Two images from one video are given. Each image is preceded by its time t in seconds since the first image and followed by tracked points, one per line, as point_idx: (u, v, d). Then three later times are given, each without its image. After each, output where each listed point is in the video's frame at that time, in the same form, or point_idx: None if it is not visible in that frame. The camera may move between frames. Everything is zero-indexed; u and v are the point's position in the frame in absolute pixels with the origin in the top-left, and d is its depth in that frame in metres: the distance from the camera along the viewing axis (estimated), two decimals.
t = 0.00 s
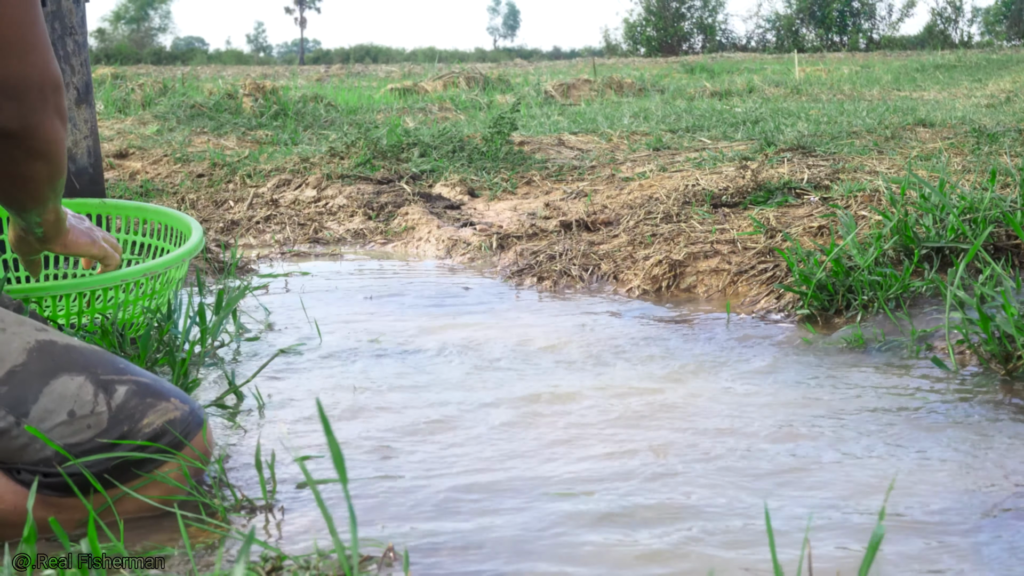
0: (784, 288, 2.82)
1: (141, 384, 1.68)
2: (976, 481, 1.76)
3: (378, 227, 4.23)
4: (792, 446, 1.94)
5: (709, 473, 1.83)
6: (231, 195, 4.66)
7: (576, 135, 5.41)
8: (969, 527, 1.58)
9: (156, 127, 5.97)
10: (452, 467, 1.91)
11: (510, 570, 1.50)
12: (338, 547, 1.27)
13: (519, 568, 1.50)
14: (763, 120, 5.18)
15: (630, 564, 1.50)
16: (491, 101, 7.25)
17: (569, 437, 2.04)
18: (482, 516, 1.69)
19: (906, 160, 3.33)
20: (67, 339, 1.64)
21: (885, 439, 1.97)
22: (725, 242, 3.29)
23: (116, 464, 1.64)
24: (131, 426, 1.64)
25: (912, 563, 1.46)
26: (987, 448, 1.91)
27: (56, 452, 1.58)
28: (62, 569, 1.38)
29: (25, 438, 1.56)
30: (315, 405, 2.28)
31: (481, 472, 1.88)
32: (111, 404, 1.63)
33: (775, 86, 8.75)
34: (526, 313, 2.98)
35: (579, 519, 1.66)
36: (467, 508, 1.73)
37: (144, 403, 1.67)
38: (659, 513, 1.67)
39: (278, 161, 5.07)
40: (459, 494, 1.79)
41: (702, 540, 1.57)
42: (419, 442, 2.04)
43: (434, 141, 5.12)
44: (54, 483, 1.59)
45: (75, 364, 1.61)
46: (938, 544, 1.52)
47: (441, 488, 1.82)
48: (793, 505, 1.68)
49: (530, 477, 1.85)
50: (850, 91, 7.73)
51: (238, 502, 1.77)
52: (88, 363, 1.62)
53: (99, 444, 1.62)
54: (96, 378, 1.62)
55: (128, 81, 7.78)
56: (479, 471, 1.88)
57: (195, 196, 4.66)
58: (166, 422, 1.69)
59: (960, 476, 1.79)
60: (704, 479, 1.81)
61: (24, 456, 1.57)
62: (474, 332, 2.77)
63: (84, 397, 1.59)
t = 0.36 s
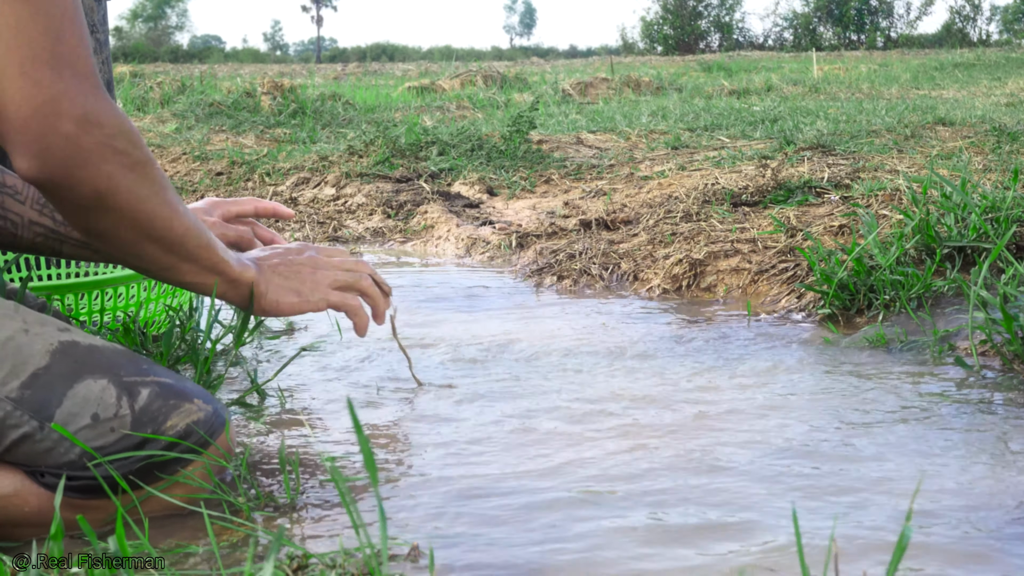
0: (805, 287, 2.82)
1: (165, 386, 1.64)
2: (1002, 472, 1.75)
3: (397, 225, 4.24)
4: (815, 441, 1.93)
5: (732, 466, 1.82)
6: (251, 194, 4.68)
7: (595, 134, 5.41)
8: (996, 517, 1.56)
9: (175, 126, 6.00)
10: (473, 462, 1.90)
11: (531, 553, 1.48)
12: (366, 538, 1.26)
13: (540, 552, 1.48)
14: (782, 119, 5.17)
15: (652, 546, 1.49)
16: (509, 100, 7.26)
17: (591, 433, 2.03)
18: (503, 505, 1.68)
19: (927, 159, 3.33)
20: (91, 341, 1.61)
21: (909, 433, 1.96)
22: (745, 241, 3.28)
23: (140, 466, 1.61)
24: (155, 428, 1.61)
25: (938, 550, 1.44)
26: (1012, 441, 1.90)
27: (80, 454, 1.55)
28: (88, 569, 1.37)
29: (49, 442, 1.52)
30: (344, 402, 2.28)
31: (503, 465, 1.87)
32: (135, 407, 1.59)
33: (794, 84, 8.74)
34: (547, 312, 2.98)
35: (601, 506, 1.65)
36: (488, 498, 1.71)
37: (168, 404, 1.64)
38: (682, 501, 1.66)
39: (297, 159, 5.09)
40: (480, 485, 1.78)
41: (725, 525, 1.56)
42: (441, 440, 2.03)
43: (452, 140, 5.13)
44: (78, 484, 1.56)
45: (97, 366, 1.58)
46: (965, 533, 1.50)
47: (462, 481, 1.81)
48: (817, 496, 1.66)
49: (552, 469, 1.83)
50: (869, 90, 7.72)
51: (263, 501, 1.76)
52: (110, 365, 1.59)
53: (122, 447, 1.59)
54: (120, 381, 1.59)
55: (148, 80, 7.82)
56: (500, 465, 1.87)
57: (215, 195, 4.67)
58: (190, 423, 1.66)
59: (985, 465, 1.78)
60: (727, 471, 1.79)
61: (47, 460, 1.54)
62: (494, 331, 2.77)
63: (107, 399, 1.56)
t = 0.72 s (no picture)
0: (815, 288, 2.82)
1: (183, 389, 1.63)
2: (1012, 472, 1.74)
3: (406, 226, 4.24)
4: (822, 442, 1.92)
5: (740, 467, 1.81)
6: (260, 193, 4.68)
7: (604, 135, 5.41)
8: (1006, 518, 1.55)
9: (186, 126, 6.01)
10: (479, 462, 1.89)
11: (538, 553, 1.48)
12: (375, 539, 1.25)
13: (546, 552, 1.48)
14: (792, 120, 5.17)
15: (659, 546, 1.48)
16: (519, 100, 7.27)
17: (599, 434, 2.03)
18: (509, 505, 1.68)
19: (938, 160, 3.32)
20: (113, 339, 1.59)
21: (919, 434, 1.95)
22: (755, 242, 3.28)
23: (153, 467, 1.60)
24: (171, 431, 1.59)
25: (947, 551, 1.43)
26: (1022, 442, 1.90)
27: (93, 451, 1.55)
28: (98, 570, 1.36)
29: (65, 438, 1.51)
30: (355, 403, 2.28)
31: (510, 465, 1.87)
32: (152, 408, 1.58)
33: (804, 85, 8.73)
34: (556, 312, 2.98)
35: (607, 506, 1.64)
36: (495, 498, 1.71)
37: (185, 408, 1.62)
38: (689, 502, 1.65)
39: (306, 159, 5.09)
40: (487, 485, 1.77)
41: (734, 526, 1.55)
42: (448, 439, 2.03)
43: (461, 140, 5.13)
44: (90, 480, 1.56)
45: (117, 366, 1.56)
46: (974, 535, 1.49)
47: (469, 480, 1.80)
48: (826, 498, 1.65)
49: (558, 470, 1.83)
50: (879, 92, 7.70)
51: (272, 499, 1.75)
52: (131, 366, 1.58)
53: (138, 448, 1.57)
54: (139, 382, 1.57)
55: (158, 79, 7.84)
56: (507, 465, 1.87)
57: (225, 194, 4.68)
58: (206, 428, 1.64)
59: (995, 466, 1.77)
60: (734, 472, 1.78)
61: (59, 454, 1.54)
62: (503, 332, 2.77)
63: (125, 399, 1.55)
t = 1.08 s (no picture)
0: (809, 282, 2.82)
1: (191, 387, 1.61)
2: (1005, 467, 1.73)
3: (401, 220, 4.24)
4: (816, 437, 1.92)
5: (732, 461, 1.80)
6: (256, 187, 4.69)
7: (600, 130, 5.41)
8: (998, 513, 1.54)
9: (183, 121, 6.03)
10: (472, 456, 1.88)
11: (528, 547, 1.47)
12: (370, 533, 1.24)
13: (536, 546, 1.47)
14: (787, 115, 5.17)
15: (650, 540, 1.47)
16: (515, 95, 7.29)
17: (592, 428, 2.02)
18: (501, 499, 1.67)
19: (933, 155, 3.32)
20: (130, 328, 1.59)
21: (914, 429, 1.95)
22: (749, 237, 3.28)
23: (150, 459, 1.56)
24: (174, 426, 1.56)
25: (939, 547, 1.43)
26: (1017, 436, 1.89)
27: (97, 435, 1.52)
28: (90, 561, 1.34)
29: (72, 415, 1.51)
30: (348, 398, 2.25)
31: (502, 459, 1.86)
32: (159, 400, 1.56)
33: (800, 80, 8.76)
34: (551, 306, 2.98)
35: (599, 500, 1.64)
36: (487, 492, 1.70)
37: (191, 405, 1.59)
38: (682, 496, 1.65)
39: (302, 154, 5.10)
40: (479, 479, 1.76)
41: (726, 520, 1.54)
42: (440, 433, 2.02)
43: (457, 135, 5.14)
44: (87, 467, 1.54)
45: (132, 352, 1.55)
46: (966, 530, 1.48)
47: (461, 474, 1.79)
48: (820, 493, 1.64)
49: (550, 464, 1.82)
50: (875, 87, 7.72)
51: (266, 493, 1.70)
52: (144, 354, 1.56)
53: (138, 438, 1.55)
54: (150, 371, 1.56)
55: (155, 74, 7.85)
56: (500, 459, 1.86)
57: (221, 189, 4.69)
58: (208, 427, 1.61)
59: (989, 460, 1.77)
60: (726, 467, 1.78)
61: (61, 434, 1.52)
62: (497, 327, 2.76)
63: (135, 387, 1.53)
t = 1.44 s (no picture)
0: (805, 280, 2.82)
1: (180, 386, 1.61)
2: (1001, 465, 1.72)
3: (398, 218, 4.24)
4: (812, 435, 1.91)
5: (728, 459, 1.80)
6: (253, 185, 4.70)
7: (597, 127, 5.41)
8: (994, 511, 1.54)
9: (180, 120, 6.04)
10: (468, 455, 1.88)
11: (524, 545, 1.47)
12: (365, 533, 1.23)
13: (532, 545, 1.47)
14: (784, 112, 5.17)
15: (645, 537, 1.47)
16: (512, 92, 7.29)
17: (588, 426, 2.02)
18: (497, 497, 1.66)
19: (930, 152, 3.32)
20: (117, 330, 1.60)
21: (910, 426, 1.95)
22: (746, 234, 3.28)
23: (144, 461, 1.56)
24: (165, 425, 1.56)
25: (935, 545, 1.42)
26: (1012, 433, 1.89)
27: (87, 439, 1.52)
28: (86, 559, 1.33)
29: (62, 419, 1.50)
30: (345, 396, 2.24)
31: (497, 457, 1.86)
32: (149, 401, 1.55)
33: (797, 77, 8.75)
34: (547, 304, 2.98)
35: (594, 499, 1.63)
36: (483, 489, 1.70)
37: (181, 404, 1.59)
38: (677, 493, 1.64)
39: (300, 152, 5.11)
40: (474, 477, 1.76)
41: (721, 518, 1.54)
42: (437, 432, 2.01)
43: (454, 132, 5.14)
44: (80, 469, 1.53)
45: (118, 354, 1.55)
46: (962, 528, 1.48)
47: (457, 473, 1.79)
48: (816, 491, 1.64)
49: (545, 462, 1.82)
50: (872, 84, 7.72)
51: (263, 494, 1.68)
52: (131, 355, 1.57)
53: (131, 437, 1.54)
54: (138, 372, 1.56)
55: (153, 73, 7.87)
56: (496, 456, 1.86)
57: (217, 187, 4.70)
58: (200, 425, 1.61)
59: (984, 458, 1.77)
60: (721, 464, 1.78)
61: (53, 438, 1.52)
62: (494, 325, 2.76)
63: (124, 388, 1.53)
